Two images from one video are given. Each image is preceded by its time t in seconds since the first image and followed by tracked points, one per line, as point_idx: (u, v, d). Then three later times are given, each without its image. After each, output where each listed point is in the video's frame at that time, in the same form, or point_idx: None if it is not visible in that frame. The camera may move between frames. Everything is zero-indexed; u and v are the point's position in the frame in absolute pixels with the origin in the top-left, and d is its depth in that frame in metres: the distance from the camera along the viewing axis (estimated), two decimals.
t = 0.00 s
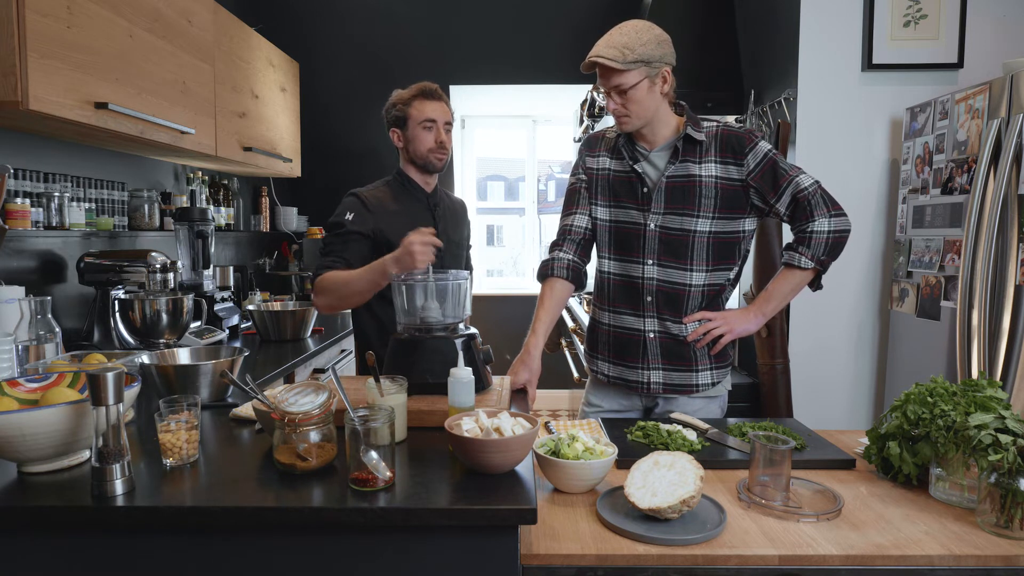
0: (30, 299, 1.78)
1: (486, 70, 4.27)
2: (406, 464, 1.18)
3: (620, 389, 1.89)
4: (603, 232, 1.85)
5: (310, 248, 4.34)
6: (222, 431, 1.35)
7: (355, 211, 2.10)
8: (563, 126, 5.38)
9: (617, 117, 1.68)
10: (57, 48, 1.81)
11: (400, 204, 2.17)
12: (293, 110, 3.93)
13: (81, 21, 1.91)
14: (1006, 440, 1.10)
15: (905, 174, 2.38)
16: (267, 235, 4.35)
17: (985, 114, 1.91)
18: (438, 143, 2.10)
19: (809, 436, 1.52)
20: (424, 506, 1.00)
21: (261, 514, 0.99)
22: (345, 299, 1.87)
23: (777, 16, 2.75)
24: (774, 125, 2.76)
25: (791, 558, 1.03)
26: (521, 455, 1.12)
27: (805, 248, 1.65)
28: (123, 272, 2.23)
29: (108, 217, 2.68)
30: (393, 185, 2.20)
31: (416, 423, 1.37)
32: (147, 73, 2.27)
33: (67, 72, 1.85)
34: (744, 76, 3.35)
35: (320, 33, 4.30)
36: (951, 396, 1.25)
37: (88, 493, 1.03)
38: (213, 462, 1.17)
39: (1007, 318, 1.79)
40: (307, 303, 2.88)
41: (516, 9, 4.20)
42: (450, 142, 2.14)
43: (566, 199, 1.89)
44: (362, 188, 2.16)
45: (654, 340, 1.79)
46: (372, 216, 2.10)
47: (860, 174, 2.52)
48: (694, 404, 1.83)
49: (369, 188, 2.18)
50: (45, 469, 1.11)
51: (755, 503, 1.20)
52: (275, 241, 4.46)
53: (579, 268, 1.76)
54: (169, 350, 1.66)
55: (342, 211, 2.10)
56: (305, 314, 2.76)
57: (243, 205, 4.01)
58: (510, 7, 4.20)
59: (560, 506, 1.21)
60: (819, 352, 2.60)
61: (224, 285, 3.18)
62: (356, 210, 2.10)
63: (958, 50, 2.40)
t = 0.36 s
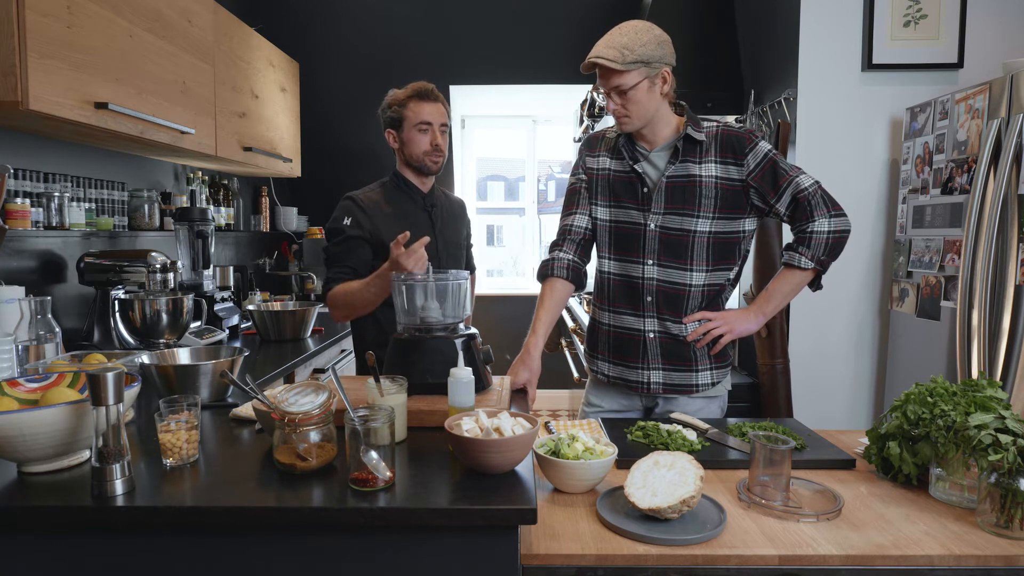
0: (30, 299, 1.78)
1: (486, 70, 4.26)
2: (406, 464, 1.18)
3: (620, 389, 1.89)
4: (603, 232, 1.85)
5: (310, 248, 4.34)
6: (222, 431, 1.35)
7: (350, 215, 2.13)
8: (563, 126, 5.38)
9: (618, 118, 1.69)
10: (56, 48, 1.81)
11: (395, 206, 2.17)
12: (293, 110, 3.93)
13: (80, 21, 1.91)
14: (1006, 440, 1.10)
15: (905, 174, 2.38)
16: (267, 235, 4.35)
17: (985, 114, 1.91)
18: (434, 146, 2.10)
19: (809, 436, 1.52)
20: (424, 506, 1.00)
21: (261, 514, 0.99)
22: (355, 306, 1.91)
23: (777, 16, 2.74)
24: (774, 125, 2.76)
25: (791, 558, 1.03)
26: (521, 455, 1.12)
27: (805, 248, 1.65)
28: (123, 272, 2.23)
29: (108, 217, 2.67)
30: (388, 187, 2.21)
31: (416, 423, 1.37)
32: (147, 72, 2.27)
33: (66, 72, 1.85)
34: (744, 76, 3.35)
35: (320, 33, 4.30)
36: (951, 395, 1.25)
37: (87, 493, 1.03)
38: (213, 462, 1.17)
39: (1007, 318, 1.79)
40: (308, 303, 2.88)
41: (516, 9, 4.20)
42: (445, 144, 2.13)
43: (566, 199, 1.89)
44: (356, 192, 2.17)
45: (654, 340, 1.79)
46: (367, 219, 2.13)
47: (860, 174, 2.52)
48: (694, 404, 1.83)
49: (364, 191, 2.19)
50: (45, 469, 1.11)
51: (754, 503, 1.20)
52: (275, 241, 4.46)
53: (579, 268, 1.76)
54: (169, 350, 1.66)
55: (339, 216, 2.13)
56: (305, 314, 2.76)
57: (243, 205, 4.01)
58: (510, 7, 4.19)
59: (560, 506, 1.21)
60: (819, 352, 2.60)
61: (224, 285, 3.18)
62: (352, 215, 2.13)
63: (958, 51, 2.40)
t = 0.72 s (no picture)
0: (30, 299, 1.78)
1: (486, 70, 4.27)
2: (406, 464, 1.18)
3: (620, 389, 1.89)
4: (603, 232, 1.85)
5: (310, 248, 4.34)
6: (222, 431, 1.35)
7: (348, 214, 2.11)
8: (564, 125, 5.38)
9: (616, 118, 1.69)
10: (56, 48, 1.81)
11: (392, 206, 2.17)
12: (293, 110, 3.93)
13: (80, 21, 1.91)
14: (1006, 440, 1.10)
15: (905, 174, 2.38)
16: (267, 235, 4.35)
17: (985, 114, 1.91)
18: (428, 145, 2.10)
19: (809, 436, 1.52)
20: (424, 506, 1.00)
21: (261, 514, 0.99)
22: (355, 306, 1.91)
23: (777, 16, 2.74)
24: (774, 124, 2.76)
25: (791, 558, 1.03)
26: (521, 455, 1.12)
27: (805, 248, 1.65)
28: (123, 272, 2.23)
29: (108, 217, 2.67)
30: (387, 187, 2.21)
31: (416, 423, 1.37)
32: (147, 72, 2.27)
33: (67, 72, 1.85)
34: (744, 75, 3.35)
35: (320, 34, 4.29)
36: (951, 395, 1.25)
37: (87, 493, 1.03)
38: (213, 462, 1.17)
39: (1007, 318, 1.79)
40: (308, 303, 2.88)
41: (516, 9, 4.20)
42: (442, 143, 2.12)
43: (566, 199, 1.89)
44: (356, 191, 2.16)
45: (654, 340, 1.79)
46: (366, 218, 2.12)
47: (860, 174, 2.52)
48: (693, 404, 1.83)
49: (363, 191, 2.18)
50: (45, 469, 1.11)
51: (754, 503, 1.20)
52: (275, 241, 4.46)
53: (579, 268, 1.76)
54: (169, 350, 1.66)
55: (337, 215, 2.12)
56: (305, 314, 2.76)
57: (243, 205, 4.01)
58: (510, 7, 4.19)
59: (560, 506, 1.21)
60: (819, 352, 2.60)
61: (224, 284, 3.18)
62: (350, 213, 2.11)
63: (958, 50, 2.40)
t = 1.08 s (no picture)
0: (30, 299, 1.79)
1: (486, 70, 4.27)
2: (406, 464, 1.18)
3: (620, 389, 1.89)
4: (603, 232, 1.85)
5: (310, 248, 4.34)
6: (222, 431, 1.35)
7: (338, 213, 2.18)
8: (563, 125, 5.38)
9: (606, 105, 1.71)
10: (57, 48, 1.81)
11: (381, 206, 2.20)
12: (293, 110, 3.93)
13: (81, 22, 1.91)
14: (1006, 440, 1.10)
15: (905, 174, 2.38)
16: (267, 235, 4.36)
17: (985, 114, 1.91)
18: (416, 148, 2.09)
19: (809, 436, 1.52)
20: (424, 506, 1.00)
21: (261, 514, 0.99)
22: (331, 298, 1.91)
23: (777, 15, 2.74)
24: (774, 125, 2.76)
25: (791, 558, 1.03)
26: (521, 455, 1.12)
27: (804, 249, 1.65)
28: (123, 272, 2.23)
29: (108, 217, 2.68)
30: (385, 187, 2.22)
31: (416, 423, 1.37)
32: (147, 72, 2.27)
33: (67, 72, 1.86)
34: (744, 75, 3.35)
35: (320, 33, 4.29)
36: (951, 395, 1.25)
37: (87, 493, 1.03)
38: (213, 462, 1.17)
39: (1007, 318, 1.79)
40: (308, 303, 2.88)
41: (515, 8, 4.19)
42: (432, 145, 2.12)
43: (566, 198, 1.89)
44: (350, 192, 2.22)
45: (654, 340, 1.79)
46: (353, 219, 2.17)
47: (860, 174, 2.52)
48: (693, 404, 1.83)
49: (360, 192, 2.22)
50: (45, 470, 1.11)
51: (754, 503, 1.20)
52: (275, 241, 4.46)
53: (578, 268, 1.76)
54: (169, 350, 1.66)
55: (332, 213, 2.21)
56: (305, 314, 2.77)
57: (243, 205, 4.01)
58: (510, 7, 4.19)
59: (560, 506, 1.21)
60: (818, 352, 2.60)
61: (224, 285, 3.18)
62: (340, 213, 2.18)
63: (958, 50, 2.40)
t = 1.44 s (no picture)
0: (30, 299, 1.79)
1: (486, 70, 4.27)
2: (406, 464, 1.18)
3: (619, 389, 1.89)
4: (602, 232, 1.85)
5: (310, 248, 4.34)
6: (222, 431, 1.35)
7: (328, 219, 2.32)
8: (563, 125, 5.38)
9: (606, 94, 1.73)
10: (57, 48, 1.81)
11: (367, 209, 2.29)
12: (293, 110, 3.93)
13: (81, 21, 1.91)
14: (1006, 440, 1.10)
15: (905, 174, 2.38)
16: (267, 235, 4.36)
17: (985, 114, 1.91)
18: (413, 144, 2.16)
19: (809, 436, 1.52)
20: (424, 506, 1.00)
21: (261, 514, 0.99)
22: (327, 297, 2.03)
23: (777, 15, 2.74)
24: (774, 125, 2.76)
25: (791, 558, 1.03)
26: (521, 455, 1.12)
27: (805, 249, 1.65)
28: (123, 272, 2.23)
29: (108, 217, 2.68)
30: (372, 192, 2.32)
31: (416, 423, 1.37)
32: (147, 72, 2.27)
33: (67, 72, 1.86)
34: (744, 75, 3.34)
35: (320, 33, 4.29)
36: (951, 395, 1.25)
37: (87, 493, 1.03)
38: (213, 462, 1.17)
39: (1007, 318, 1.79)
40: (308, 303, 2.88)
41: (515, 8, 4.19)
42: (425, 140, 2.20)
43: (566, 199, 1.89)
44: (340, 198, 2.33)
45: (653, 340, 1.79)
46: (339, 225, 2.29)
47: (860, 174, 2.52)
48: (693, 404, 1.83)
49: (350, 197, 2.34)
50: (45, 470, 1.11)
51: (755, 503, 1.20)
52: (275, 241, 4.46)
53: (578, 268, 1.76)
54: (169, 350, 1.66)
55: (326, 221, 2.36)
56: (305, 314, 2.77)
57: (243, 205, 4.01)
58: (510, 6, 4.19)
59: (560, 506, 1.21)
60: (818, 351, 2.60)
61: (224, 284, 3.18)
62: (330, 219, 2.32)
63: (958, 50, 2.40)
